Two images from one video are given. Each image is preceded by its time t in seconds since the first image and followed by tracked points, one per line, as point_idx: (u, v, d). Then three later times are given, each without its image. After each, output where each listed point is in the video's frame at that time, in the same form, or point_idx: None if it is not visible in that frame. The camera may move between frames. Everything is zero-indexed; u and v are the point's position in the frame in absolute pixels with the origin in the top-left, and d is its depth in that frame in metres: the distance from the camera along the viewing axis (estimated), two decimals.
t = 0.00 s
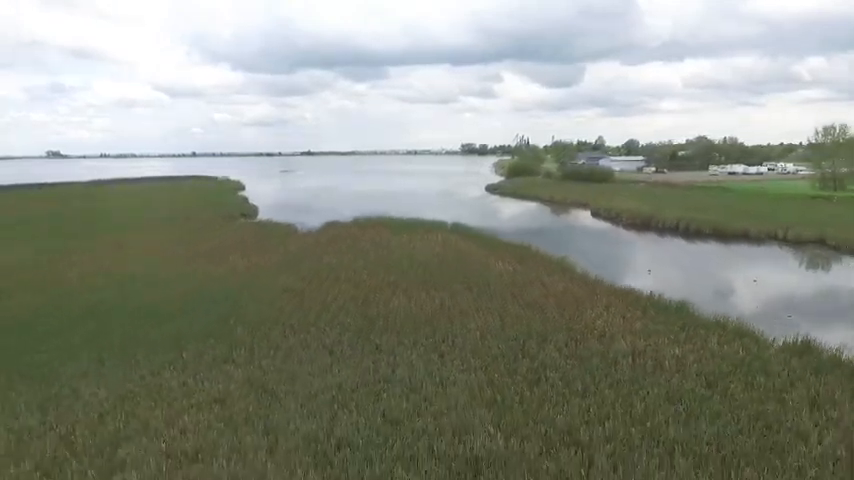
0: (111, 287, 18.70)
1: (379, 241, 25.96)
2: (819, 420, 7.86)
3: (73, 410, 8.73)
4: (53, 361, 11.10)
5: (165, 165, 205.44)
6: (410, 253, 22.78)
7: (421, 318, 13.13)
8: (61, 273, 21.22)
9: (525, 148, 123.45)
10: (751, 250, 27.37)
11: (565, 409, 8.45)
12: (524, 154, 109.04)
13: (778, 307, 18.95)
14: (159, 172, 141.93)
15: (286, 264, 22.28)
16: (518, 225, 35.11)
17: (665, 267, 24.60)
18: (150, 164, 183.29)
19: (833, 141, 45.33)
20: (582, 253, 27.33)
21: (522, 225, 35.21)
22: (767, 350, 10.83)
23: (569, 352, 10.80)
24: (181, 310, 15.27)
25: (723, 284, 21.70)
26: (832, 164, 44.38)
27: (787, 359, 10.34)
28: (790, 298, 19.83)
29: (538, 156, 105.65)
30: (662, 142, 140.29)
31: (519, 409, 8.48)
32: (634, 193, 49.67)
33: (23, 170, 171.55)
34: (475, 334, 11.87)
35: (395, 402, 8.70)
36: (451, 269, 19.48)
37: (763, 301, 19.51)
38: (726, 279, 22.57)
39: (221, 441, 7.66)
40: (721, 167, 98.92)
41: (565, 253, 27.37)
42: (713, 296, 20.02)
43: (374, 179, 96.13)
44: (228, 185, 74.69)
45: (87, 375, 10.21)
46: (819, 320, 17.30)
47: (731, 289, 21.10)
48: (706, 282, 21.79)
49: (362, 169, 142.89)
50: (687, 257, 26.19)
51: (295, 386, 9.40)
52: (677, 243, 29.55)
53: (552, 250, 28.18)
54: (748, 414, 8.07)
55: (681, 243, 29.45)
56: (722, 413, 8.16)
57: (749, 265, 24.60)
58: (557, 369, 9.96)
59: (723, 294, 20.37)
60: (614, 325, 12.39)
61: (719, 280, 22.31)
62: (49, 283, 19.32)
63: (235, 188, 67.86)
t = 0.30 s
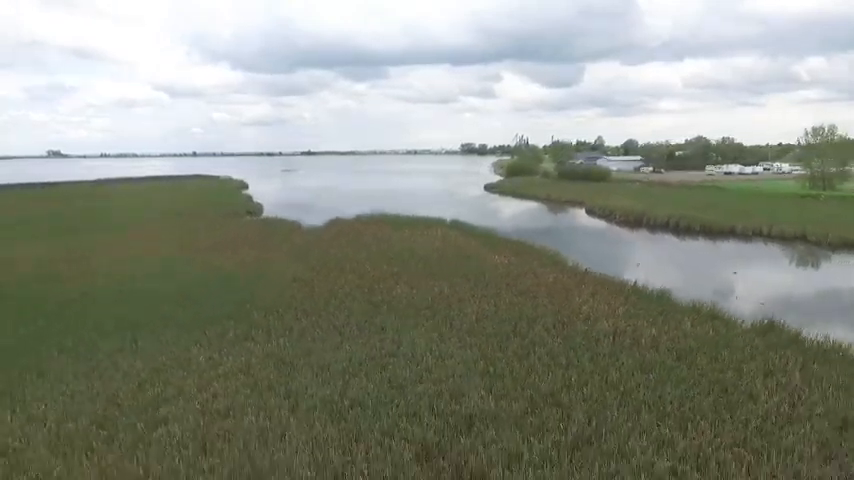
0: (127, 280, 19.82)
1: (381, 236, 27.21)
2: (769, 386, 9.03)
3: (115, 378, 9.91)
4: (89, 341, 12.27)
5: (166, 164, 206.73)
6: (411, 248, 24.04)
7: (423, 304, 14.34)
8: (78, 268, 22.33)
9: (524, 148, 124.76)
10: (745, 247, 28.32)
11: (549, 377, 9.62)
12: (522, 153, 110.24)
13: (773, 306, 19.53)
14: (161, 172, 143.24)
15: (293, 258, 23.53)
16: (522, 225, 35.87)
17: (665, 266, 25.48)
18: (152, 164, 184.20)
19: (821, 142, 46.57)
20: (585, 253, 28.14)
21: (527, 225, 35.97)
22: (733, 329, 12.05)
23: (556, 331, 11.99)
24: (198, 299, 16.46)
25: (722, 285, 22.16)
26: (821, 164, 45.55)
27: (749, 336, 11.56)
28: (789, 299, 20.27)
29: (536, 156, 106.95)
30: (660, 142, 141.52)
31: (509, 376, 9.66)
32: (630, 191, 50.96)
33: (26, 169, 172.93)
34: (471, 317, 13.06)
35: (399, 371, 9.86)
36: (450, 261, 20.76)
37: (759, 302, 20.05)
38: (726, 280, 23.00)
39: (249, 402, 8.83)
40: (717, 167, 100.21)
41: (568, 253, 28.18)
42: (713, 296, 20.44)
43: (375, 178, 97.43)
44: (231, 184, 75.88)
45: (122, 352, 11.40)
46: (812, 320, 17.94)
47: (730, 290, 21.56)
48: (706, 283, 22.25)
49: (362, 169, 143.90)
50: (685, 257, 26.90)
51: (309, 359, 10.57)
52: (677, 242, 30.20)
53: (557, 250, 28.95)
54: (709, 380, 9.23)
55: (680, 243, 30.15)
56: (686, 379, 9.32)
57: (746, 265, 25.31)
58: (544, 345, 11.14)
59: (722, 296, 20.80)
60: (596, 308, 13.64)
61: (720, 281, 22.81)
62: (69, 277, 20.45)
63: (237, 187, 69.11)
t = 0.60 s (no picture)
0: (144, 274, 20.97)
1: (383, 232, 28.42)
2: (733, 358, 10.16)
3: (149, 354, 11.07)
4: (120, 325, 13.45)
5: (168, 164, 207.93)
6: (412, 243, 25.25)
7: (423, 292, 15.53)
8: (95, 263, 23.48)
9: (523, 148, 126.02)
10: (740, 245, 29.26)
11: (538, 351, 10.75)
12: (522, 153, 111.40)
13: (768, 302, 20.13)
14: (162, 172, 144.32)
15: (300, 252, 24.76)
16: (525, 225, 36.58)
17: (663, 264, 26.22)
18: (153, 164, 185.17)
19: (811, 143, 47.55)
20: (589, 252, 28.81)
21: (531, 225, 36.75)
22: (708, 313, 13.24)
23: (547, 315, 13.12)
24: (214, 290, 17.64)
25: (728, 285, 22.46)
26: (811, 164, 46.57)
27: (722, 318, 12.73)
28: (786, 297, 20.84)
29: (535, 156, 108.14)
30: (658, 143, 142.71)
31: (501, 351, 10.79)
32: (626, 190, 52.15)
33: (27, 169, 173.83)
34: (468, 303, 14.22)
35: (403, 347, 10.99)
36: (450, 255, 22.01)
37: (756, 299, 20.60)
38: (731, 280, 23.31)
39: (271, 372, 9.97)
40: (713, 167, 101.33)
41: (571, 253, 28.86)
42: (720, 295, 20.71)
43: (375, 177, 98.64)
44: (233, 182, 76.99)
45: (152, 333, 12.57)
46: (804, 314, 18.61)
47: (735, 289, 21.84)
48: (712, 283, 22.52)
49: (363, 169, 144.90)
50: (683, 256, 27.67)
51: (322, 337, 11.72)
52: (677, 240, 30.85)
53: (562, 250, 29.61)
54: (681, 355, 10.35)
55: (680, 240, 30.85)
56: (660, 353, 10.45)
57: (742, 263, 26.03)
58: (534, 326, 12.28)
59: (729, 295, 21.05)
60: (583, 295, 14.86)
61: (719, 280, 23.35)
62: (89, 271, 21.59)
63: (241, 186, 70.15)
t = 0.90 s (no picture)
0: (157, 266, 22.06)
1: (385, 229, 29.54)
2: (704, 338, 11.28)
3: (177, 334, 12.22)
4: (145, 312, 14.55)
5: (168, 164, 209.00)
6: (413, 239, 26.39)
7: (424, 283, 16.67)
8: (110, 256, 24.60)
9: (522, 147, 127.27)
10: (733, 242, 30.26)
11: (528, 332, 11.87)
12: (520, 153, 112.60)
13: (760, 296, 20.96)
14: (164, 171, 145.39)
15: (306, 247, 25.89)
16: (528, 225, 37.03)
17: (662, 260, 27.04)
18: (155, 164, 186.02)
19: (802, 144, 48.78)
20: (591, 251, 29.44)
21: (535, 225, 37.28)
22: (687, 300, 14.39)
23: (539, 302, 14.22)
24: (227, 280, 18.79)
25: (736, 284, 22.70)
26: (801, 164, 47.90)
27: (699, 305, 13.88)
28: (777, 290, 21.70)
29: (533, 156, 109.33)
30: (656, 143, 143.92)
31: (496, 332, 11.90)
32: (623, 189, 53.29)
33: (29, 167, 174.58)
34: (466, 292, 15.36)
35: (407, 329, 12.11)
36: (450, 250, 23.18)
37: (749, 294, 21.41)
38: (737, 279, 23.57)
39: (288, 349, 11.09)
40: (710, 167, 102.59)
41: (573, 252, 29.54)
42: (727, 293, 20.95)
43: (375, 177, 99.80)
44: (235, 181, 78.05)
45: (175, 317, 13.70)
46: (791, 305, 19.53)
47: (743, 288, 22.06)
48: (719, 282, 22.76)
49: (364, 169, 145.86)
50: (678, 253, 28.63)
51: (332, 321, 12.84)
52: (674, 239, 31.70)
53: (564, 247, 30.15)
54: (658, 336, 11.45)
55: (675, 238, 31.76)
56: (639, 334, 11.56)
57: (735, 259, 26.98)
58: (526, 311, 13.40)
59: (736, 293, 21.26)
60: (573, 285, 16.03)
61: (727, 279, 23.60)
62: (106, 263, 22.73)
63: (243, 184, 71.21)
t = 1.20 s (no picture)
0: (170, 261, 23.10)
1: (387, 227, 30.68)
2: (682, 321, 12.38)
3: (199, 320, 13.29)
4: (167, 300, 15.64)
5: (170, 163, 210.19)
6: (415, 236, 27.53)
7: (426, 275, 17.80)
8: (124, 252, 25.63)
9: (521, 148, 128.54)
10: (723, 239, 31.40)
11: (522, 316, 12.98)
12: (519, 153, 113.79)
13: (754, 292, 21.82)
14: (165, 170, 146.37)
15: (312, 243, 27.02)
16: (530, 225, 37.66)
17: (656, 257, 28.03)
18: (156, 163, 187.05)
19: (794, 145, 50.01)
20: (591, 250, 30.27)
21: (539, 225, 37.80)
22: (670, 289, 15.54)
23: (534, 292, 15.32)
24: (239, 273, 19.84)
25: (740, 283, 23.21)
26: (793, 164, 49.15)
27: (681, 293, 15.03)
28: (765, 285, 22.74)
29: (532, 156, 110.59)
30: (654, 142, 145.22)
31: (492, 317, 13.00)
32: (619, 188, 54.47)
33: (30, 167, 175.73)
34: (465, 283, 16.48)
35: (411, 314, 13.21)
36: (450, 246, 24.36)
37: (741, 289, 22.36)
38: (741, 278, 24.09)
39: (303, 331, 12.18)
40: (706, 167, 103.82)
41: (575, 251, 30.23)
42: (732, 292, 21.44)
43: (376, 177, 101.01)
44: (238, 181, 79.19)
45: (196, 306, 14.75)
46: (789, 302, 20.24)
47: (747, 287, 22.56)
48: (724, 282, 23.25)
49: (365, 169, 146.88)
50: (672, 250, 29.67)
51: (342, 308, 13.94)
52: (668, 236, 32.72)
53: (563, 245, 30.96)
54: (641, 320, 12.56)
55: (669, 236, 32.82)
56: (623, 318, 12.66)
57: (725, 256, 28.08)
58: (520, 299, 14.51)
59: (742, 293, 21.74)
60: (566, 276, 17.17)
61: (731, 278, 24.12)
62: (121, 257, 23.76)
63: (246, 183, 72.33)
